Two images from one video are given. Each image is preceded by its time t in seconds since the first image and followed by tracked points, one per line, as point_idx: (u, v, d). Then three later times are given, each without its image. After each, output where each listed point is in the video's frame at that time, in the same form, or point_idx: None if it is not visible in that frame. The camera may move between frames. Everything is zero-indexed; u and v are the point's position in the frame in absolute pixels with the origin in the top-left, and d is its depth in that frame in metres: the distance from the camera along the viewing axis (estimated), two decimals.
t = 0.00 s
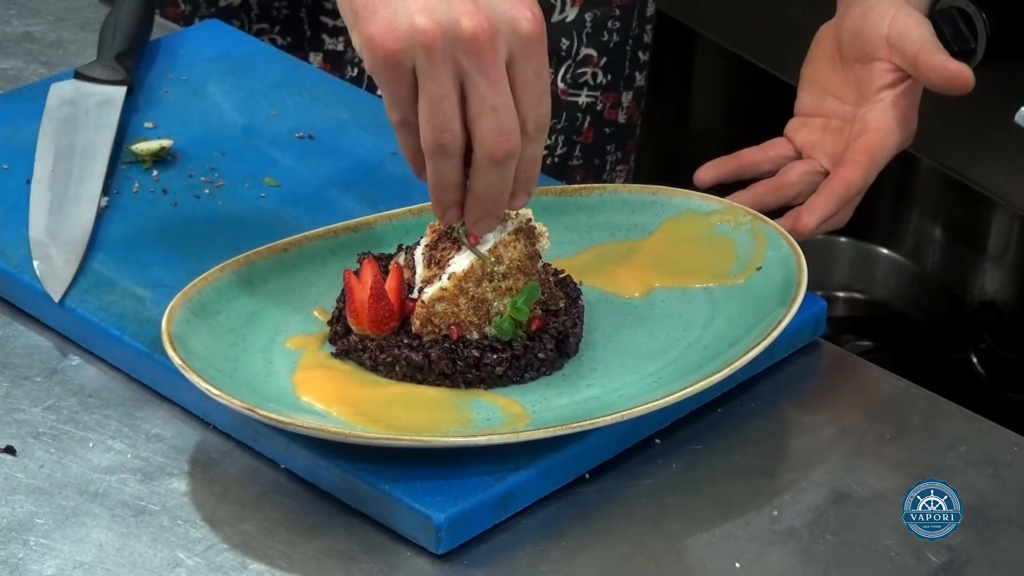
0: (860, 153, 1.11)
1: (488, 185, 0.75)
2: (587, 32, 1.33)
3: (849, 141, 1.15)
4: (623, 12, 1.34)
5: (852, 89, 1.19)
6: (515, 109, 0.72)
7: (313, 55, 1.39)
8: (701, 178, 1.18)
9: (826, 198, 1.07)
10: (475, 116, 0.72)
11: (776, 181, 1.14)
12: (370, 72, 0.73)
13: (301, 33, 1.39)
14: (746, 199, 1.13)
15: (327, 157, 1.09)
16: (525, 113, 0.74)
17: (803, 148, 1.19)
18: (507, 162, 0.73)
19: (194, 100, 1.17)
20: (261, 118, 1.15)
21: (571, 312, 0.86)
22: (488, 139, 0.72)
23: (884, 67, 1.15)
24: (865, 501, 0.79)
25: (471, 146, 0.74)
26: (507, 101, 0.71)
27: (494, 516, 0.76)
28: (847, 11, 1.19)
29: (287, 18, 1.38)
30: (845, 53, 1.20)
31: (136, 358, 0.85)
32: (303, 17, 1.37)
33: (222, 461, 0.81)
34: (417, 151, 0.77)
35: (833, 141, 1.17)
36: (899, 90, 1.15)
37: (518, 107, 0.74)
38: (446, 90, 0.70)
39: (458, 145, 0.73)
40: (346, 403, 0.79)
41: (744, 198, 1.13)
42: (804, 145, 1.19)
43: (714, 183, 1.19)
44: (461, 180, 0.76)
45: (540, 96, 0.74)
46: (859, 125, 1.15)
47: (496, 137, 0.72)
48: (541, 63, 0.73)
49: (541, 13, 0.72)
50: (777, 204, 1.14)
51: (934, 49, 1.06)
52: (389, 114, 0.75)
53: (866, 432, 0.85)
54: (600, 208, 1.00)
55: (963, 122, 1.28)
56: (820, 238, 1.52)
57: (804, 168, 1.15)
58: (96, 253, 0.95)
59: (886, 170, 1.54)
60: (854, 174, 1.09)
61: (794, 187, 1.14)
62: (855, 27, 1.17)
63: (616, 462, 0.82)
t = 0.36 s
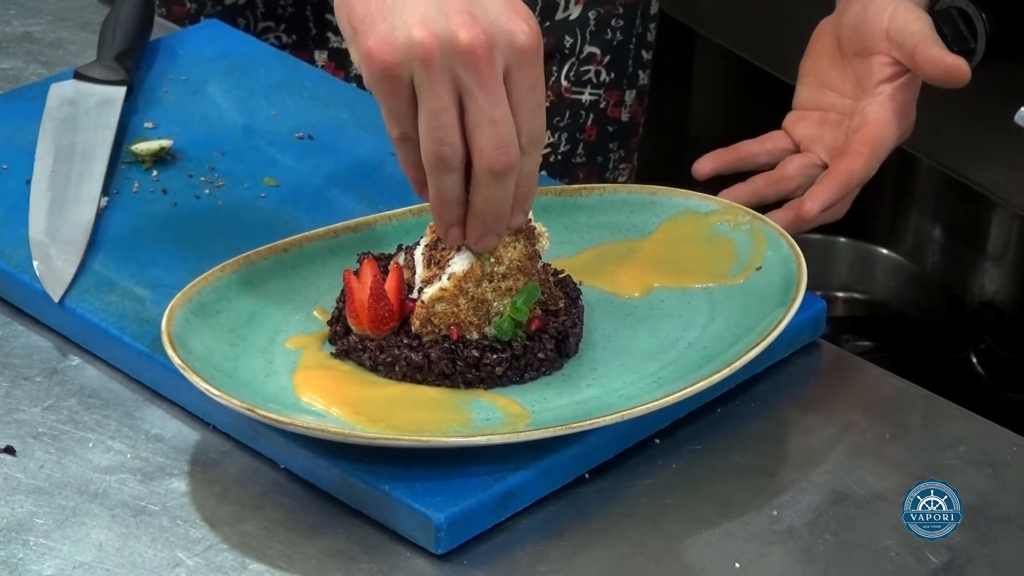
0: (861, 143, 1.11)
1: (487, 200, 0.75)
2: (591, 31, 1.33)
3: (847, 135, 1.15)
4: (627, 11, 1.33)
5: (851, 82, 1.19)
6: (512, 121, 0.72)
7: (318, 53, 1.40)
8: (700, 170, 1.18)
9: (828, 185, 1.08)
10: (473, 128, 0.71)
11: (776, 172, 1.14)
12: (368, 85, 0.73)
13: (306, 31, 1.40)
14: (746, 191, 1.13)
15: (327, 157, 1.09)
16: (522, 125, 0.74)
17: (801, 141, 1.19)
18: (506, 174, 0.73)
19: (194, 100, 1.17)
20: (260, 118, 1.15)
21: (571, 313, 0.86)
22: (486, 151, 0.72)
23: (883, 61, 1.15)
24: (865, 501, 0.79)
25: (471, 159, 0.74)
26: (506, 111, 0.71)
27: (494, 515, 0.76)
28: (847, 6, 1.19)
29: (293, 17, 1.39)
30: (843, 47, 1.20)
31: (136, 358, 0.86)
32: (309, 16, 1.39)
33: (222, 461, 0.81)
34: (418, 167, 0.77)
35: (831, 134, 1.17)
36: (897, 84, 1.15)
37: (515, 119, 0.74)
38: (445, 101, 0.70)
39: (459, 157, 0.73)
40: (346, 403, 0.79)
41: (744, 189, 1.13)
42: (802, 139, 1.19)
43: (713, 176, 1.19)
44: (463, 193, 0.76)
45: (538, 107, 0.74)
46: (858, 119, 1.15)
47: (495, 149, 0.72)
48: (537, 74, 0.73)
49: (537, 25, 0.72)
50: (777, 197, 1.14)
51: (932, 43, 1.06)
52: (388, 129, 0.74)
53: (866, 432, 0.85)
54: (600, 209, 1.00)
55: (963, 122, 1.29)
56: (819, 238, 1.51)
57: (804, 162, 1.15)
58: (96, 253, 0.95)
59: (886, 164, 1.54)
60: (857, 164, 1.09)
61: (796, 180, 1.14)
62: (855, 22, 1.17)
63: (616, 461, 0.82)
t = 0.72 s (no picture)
0: (865, 137, 1.11)
1: (488, 192, 0.75)
2: (598, 32, 1.33)
3: (850, 128, 1.15)
4: (634, 13, 1.33)
5: (856, 78, 1.19)
6: (513, 112, 0.72)
7: (324, 52, 1.41)
8: (702, 163, 1.19)
9: (832, 178, 1.08)
10: (474, 119, 0.71)
11: (778, 166, 1.14)
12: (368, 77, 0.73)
13: (312, 29, 1.41)
14: (747, 184, 1.14)
15: (326, 157, 1.09)
16: (523, 116, 0.74)
17: (805, 135, 1.20)
18: (507, 165, 0.73)
19: (194, 100, 1.17)
20: (260, 118, 1.15)
21: (570, 313, 0.86)
22: (487, 142, 0.71)
23: (888, 55, 1.15)
24: (865, 501, 0.79)
25: (471, 150, 0.74)
26: (507, 102, 0.71)
27: (493, 516, 0.76)
28: None
29: (299, 15, 1.40)
30: (849, 42, 1.20)
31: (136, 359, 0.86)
32: (315, 14, 1.39)
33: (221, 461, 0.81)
34: (416, 159, 0.77)
35: (835, 128, 1.17)
36: (901, 79, 1.14)
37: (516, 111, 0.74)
38: (446, 92, 0.70)
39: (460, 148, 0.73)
40: (345, 403, 0.79)
41: (746, 182, 1.14)
42: (805, 132, 1.20)
43: (715, 168, 1.20)
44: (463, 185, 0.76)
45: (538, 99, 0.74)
46: (862, 113, 1.15)
47: (496, 140, 0.71)
48: (538, 66, 0.73)
49: (538, 17, 0.73)
50: (779, 189, 1.14)
51: (936, 36, 1.06)
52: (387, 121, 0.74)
53: (866, 432, 0.85)
54: (599, 209, 1.00)
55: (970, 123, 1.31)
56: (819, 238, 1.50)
57: (806, 154, 1.15)
58: (95, 252, 0.95)
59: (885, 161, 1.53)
60: (861, 156, 1.09)
61: (798, 173, 1.15)
62: (860, 16, 1.17)
63: (615, 461, 0.82)
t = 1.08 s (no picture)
0: (870, 143, 1.12)
1: (490, 181, 0.75)
2: (606, 38, 1.33)
3: (855, 132, 1.15)
4: (643, 17, 1.33)
5: (862, 81, 1.19)
6: (512, 101, 0.72)
7: (333, 52, 1.40)
8: (706, 165, 1.19)
9: (835, 183, 1.08)
10: (473, 109, 0.71)
11: (781, 169, 1.14)
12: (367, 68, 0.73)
13: (320, 30, 1.39)
14: (750, 185, 1.13)
15: (327, 157, 1.10)
16: (523, 106, 0.73)
17: (809, 138, 1.19)
18: (506, 153, 0.73)
19: (194, 100, 1.17)
20: (260, 118, 1.15)
21: (570, 313, 0.87)
22: (485, 132, 0.71)
23: (894, 59, 1.15)
24: (864, 501, 0.79)
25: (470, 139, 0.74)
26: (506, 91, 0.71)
27: (493, 516, 0.76)
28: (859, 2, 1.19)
29: (307, 15, 1.38)
30: (855, 45, 1.20)
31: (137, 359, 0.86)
32: (323, 15, 1.38)
33: (221, 461, 0.80)
34: (416, 149, 0.77)
35: (840, 132, 1.17)
36: (907, 83, 1.14)
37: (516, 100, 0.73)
38: (443, 82, 0.71)
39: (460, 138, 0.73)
40: (346, 403, 0.79)
41: (748, 184, 1.13)
42: (810, 135, 1.19)
43: (718, 170, 1.20)
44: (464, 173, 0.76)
45: (539, 86, 0.74)
46: (867, 116, 1.15)
47: (494, 129, 0.71)
48: (538, 55, 0.73)
49: (536, 6, 0.72)
50: (781, 192, 1.14)
51: (942, 41, 1.06)
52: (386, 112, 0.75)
53: (866, 432, 0.85)
54: (599, 209, 1.00)
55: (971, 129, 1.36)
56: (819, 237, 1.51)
57: (810, 157, 1.15)
58: (95, 253, 0.95)
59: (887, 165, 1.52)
60: (864, 162, 1.10)
61: (799, 176, 1.15)
62: (868, 18, 1.17)
63: (615, 461, 0.82)
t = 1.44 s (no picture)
0: (875, 145, 1.11)
1: (488, 124, 0.80)
2: (610, 47, 1.34)
3: (861, 132, 1.15)
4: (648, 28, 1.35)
5: (868, 81, 1.19)
6: (510, 47, 0.78)
7: (332, 51, 1.41)
8: (711, 163, 1.20)
9: (839, 186, 1.09)
10: (472, 51, 0.78)
11: (787, 169, 1.15)
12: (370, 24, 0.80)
13: (321, 28, 1.40)
14: (755, 185, 1.13)
15: (327, 157, 1.09)
16: (520, 46, 0.79)
17: (816, 138, 1.19)
18: (505, 96, 0.79)
19: (194, 100, 1.17)
20: (260, 118, 1.15)
21: (571, 313, 0.86)
22: (483, 73, 0.78)
23: (900, 60, 1.15)
24: (864, 502, 0.79)
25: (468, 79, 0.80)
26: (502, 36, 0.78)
27: (493, 516, 0.76)
28: None
29: (308, 11, 1.39)
30: (863, 45, 1.20)
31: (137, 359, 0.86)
32: (324, 13, 1.39)
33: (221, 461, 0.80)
34: (418, 101, 0.83)
35: (845, 132, 1.17)
36: (913, 84, 1.14)
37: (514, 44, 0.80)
38: (440, 28, 0.77)
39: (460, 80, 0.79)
40: (346, 403, 0.79)
41: (753, 184, 1.13)
42: (816, 135, 1.19)
43: (723, 168, 1.20)
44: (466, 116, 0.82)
45: (538, 32, 0.80)
46: (873, 118, 1.15)
47: (492, 70, 0.78)
48: None
49: None
50: (786, 192, 1.15)
51: (947, 44, 1.05)
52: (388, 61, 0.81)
53: (866, 431, 0.85)
54: (599, 208, 1.00)
55: (971, 128, 1.31)
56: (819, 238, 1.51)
57: (816, 158, 1.16)
58: (95, 253, 0.95)
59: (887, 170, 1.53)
60: (869, 165, 1.10)
61: (805, 176, 1.15)
62: (875, 18, 1.17)
63: (615, 461, 0.82)
